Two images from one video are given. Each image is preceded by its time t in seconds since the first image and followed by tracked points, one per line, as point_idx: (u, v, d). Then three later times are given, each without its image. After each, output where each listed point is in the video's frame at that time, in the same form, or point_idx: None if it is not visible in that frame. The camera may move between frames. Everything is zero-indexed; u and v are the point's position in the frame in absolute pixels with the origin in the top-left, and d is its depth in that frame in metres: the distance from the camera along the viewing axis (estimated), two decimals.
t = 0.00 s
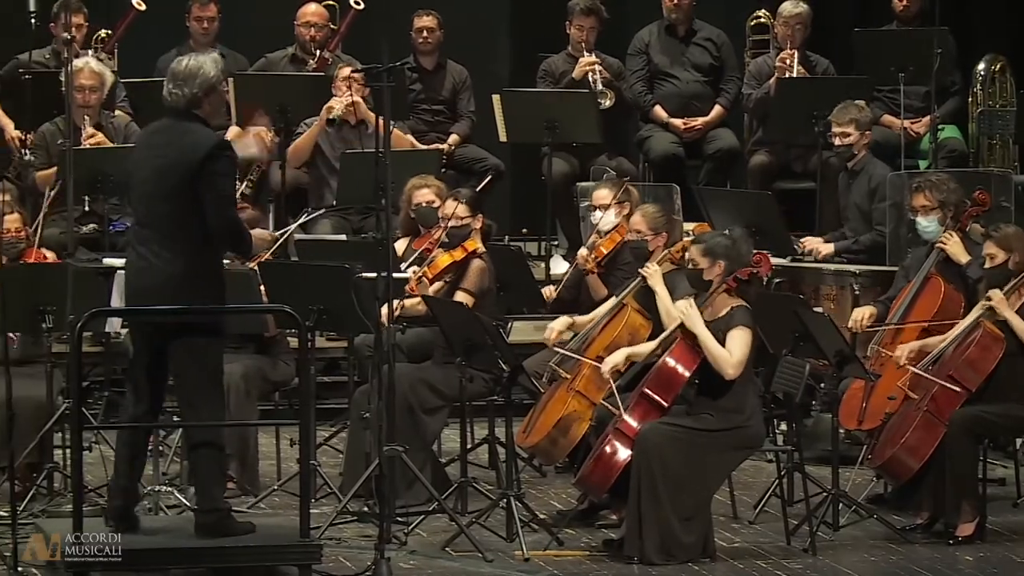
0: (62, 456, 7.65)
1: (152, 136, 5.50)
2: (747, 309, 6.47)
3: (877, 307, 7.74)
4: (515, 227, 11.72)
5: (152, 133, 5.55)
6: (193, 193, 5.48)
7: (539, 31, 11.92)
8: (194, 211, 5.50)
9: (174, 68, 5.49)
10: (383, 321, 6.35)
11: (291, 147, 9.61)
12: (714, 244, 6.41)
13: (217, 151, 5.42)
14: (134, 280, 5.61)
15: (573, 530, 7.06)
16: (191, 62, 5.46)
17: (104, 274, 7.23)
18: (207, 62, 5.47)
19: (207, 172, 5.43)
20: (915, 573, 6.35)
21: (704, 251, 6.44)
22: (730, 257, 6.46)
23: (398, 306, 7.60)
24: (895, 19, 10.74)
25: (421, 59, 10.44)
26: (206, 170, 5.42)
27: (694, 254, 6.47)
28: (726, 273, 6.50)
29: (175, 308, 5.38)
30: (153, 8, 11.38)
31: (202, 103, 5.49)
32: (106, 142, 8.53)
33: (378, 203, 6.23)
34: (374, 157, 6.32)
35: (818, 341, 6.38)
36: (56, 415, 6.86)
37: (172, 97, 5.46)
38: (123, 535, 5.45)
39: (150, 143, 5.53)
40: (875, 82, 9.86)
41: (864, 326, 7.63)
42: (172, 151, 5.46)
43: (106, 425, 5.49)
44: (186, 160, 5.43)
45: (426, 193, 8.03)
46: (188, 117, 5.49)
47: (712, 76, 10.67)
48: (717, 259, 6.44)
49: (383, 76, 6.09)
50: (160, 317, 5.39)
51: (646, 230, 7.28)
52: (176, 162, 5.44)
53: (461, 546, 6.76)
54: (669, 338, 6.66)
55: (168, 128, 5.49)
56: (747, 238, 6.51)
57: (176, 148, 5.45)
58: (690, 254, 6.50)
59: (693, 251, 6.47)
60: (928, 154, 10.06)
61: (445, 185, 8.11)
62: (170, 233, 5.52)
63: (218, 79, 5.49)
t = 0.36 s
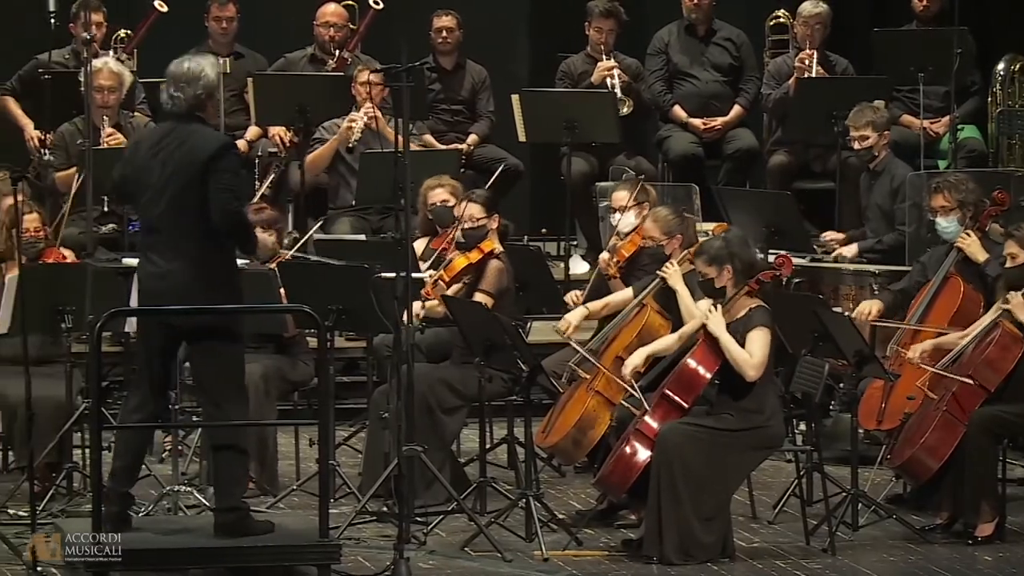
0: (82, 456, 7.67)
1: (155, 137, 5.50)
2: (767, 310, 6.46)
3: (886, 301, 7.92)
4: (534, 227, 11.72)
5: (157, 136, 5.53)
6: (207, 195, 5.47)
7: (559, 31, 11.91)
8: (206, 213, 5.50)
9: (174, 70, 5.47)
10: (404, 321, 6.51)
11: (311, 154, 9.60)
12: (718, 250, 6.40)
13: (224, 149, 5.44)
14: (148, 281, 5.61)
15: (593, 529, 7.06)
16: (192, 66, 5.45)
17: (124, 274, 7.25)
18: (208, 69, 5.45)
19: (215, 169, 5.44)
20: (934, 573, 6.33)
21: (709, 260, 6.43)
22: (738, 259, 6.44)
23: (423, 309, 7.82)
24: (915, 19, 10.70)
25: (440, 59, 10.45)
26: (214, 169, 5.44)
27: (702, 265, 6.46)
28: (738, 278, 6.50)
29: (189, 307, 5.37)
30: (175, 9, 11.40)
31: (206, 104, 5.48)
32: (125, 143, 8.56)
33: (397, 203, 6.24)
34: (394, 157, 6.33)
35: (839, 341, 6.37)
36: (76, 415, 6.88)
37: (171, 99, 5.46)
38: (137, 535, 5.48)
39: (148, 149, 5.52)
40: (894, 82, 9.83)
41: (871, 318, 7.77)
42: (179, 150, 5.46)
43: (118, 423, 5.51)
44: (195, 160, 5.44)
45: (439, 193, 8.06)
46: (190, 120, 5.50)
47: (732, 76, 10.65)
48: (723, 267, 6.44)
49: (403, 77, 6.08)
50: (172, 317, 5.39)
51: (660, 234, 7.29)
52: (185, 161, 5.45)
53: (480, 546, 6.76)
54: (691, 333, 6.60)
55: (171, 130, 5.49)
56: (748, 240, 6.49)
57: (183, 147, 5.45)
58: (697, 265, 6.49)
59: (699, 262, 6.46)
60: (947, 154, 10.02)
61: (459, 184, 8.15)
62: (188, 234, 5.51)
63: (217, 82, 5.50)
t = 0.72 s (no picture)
0: (103, 455, 7.70)
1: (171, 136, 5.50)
2: (789, 309, 6.45)
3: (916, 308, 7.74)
4: (555, 227, 11.71)
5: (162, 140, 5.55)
6: (236, 191, 5.50)
7: (580, 31, 11.91)
8: (239, 207, 5.53)
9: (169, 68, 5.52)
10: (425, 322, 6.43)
11: (330, 151, 9.54)
12: (739, 252, 6.39)
13: (245, 145, 5.47)
14: (167, 281, 5.62)
15: (613, 529, 7.05)
16: (186, 62, 5.49)
17: (144, 274, 7.28)
18: (203, 65, 5.50)
19: (245, 167, 5.45)
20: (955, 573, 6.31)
21: (731, 260, 6.42)
22: (759, 261, 6.42)
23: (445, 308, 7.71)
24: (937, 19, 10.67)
25: (462, 59, 10.45)
26: (242, 166, 5.45)
27: (723, 265, 6.44)
28: (759, 278, 6.45)
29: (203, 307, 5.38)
30: (197, 9, 11.44)
31: (207, 97, 5.52)
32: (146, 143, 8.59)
33: (417, 204, 6.24)
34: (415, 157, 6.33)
35: (859, 341, 6.35)
36: (98, 415, 6.90)
37: (175, 98, 5.49)
38: (158, 537, 5.49)
39: (158, 149, 5.56)
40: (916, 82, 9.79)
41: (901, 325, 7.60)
42: (197, 150, 5.48)
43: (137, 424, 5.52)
44: (220, 157, 5.45)
45: (461, 193, 8.00)
46: (191, 116, 5.54)
47: (753, 75, 10.63)
48: (746, 266, 6.41)
49: (424, 77, 6.08)
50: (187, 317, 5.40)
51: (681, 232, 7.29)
52: (207, 160, 5.45)
53: (501, 546, 6.76)
54: (713, 337, 6.63)
55: (183, 129, 5.52)
56: (769, 242, 6.47)
57: (202, 147, 5.47)
58: (719, 265, 6.48)
59: (721, 262, 6.45)
60: (968, 154, 9.98)
61: (480, 185, 8.09)
62: (210, 233, 5.51)
63: (215, 75, 5.54)
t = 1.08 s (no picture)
0: (123, 455, 7.73)
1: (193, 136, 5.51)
2: (809, 309, 6.45)
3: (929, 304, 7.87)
4: (574, 227, 11.71)
5: (190, 135, 5.57)
6: (242, 200, 5.48)
7: (598, 31, 11.90)
8: (248, 216, 5.51)
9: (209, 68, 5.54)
10: (444, 321, 6.50)
11: (350, 159, 9.52)
12: (766, 247, 6.40)
13: (255, 154, 5.45)
14: (185, 280, 5.63)
15: (633, 529, 7.05)
16: (224, 64, 5.50)
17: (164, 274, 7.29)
18: (241, 69, 5.50)
19: (251, 176, 5.44)
20: (975, 573, 6.29)
21: (755, 256, 6.43)
22: (786, 257, 6.42)
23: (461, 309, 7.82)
24: (957, 19, 10.63)
25: (480, 59, 10.45)
26: (249, 176, 5.44)
27: (748, 260, 6.46)
28: (783, 275, 6.45)
29: (210, 306, 5.38)
30: (216, 8, 11.46)
31: (236, 106, 5.51)
32: (166, 143, 8.61)
33: (438, 203, 6.25)
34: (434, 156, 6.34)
35: (878, 340, 6.35)
36: (117, 415, 6.93)
37: (206, 98, 5.50)
38: (179, 538, 5.51)
39: (181, 147, 5.57)
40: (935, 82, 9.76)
41: (914, 321, 7.78)
42: (211, 153, 5.48)
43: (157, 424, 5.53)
44: (229, 164, 5.44)
45: (492, 193, 8.00)
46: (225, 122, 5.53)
47: (772, 75, 10.61)
48: (770, 264, 6.42)
49: (444, 78, 6.09)
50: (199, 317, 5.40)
51: (705, 231, 7.29)
52: (219, 164, 5.46)
53: (520, 545, 6.76)
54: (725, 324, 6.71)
55: (203, 132, 5.52)
56: (796, 239, 6.49)
57: (216, 151, 5.47)
58: (743, 261, 6.49)
59: (746, 258, 6.46)
60: (988, 154, 9.95)
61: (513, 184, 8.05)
62: (229, 234, 5.52)
63: (251, 82, 5.53)
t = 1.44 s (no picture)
0: (141, 455, 7.75)
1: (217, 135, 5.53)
2: (826, 309, 6.43)
3: (955, 308, 7.70)
4: (592, 227, 11.71)
5: (204, 135, 5.59)
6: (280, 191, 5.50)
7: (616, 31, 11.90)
8: (285, 211, 5.55)
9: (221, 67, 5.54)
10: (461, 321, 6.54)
11: (365, 161, 9.54)
12: (776, 252, 6.32)
13: (291, 148, 5.48)
14: (208, 279, 5.64)
15: (650, 529, 7.04)
16: (237, 60, 5.50)
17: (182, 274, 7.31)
18: (254, 63, 5.50)
19: (288, 170, 5.46)
20: (994, 573, 6.27)
21: (768, 260, 6.35)
22: (795, 259, 6.36)
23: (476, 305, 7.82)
24: (975, 19, 10.59)
25: (499, 59, 10.46)
26: (288, 169, 5.46)
27: (761, 264, 6.38)
28: (795, 279, 6.40)
29: (230, 306, 5.40)
30: (233, 9, 11.48)
31: (256, 99, 5.53)
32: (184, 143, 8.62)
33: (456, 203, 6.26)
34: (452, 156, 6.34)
35: (897, 341, 6.33)
36: (136, 415, 6.95)
37: (222, 96, 5.51)
38: (196, 538, 5.52)
39: (202, 150, 5.58)
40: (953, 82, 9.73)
41: (942, 327, 7.62)
42: (240, 153, 5.49)
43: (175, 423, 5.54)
44: (267, 160, 5.46)
45: (513, 192, 7.79)
46: (242, 116, 5.56)
47: (790, 75, 10.59)
48: (784, 267, 6.35)
49: (461, 77, 6.09)
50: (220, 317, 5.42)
51: (722, 230, 7.26)
52: (256, 161, 5.46)
53: (538, 545, 6.76)
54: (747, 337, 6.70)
55: (229, 130, 5.54)
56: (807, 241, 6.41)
57: (249, 148, 5.48)
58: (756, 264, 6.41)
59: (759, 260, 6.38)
60: (1006, 154, 9.91)
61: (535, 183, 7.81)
62: (254, 234, 5.53)
63: (266, 77, 5.53)
